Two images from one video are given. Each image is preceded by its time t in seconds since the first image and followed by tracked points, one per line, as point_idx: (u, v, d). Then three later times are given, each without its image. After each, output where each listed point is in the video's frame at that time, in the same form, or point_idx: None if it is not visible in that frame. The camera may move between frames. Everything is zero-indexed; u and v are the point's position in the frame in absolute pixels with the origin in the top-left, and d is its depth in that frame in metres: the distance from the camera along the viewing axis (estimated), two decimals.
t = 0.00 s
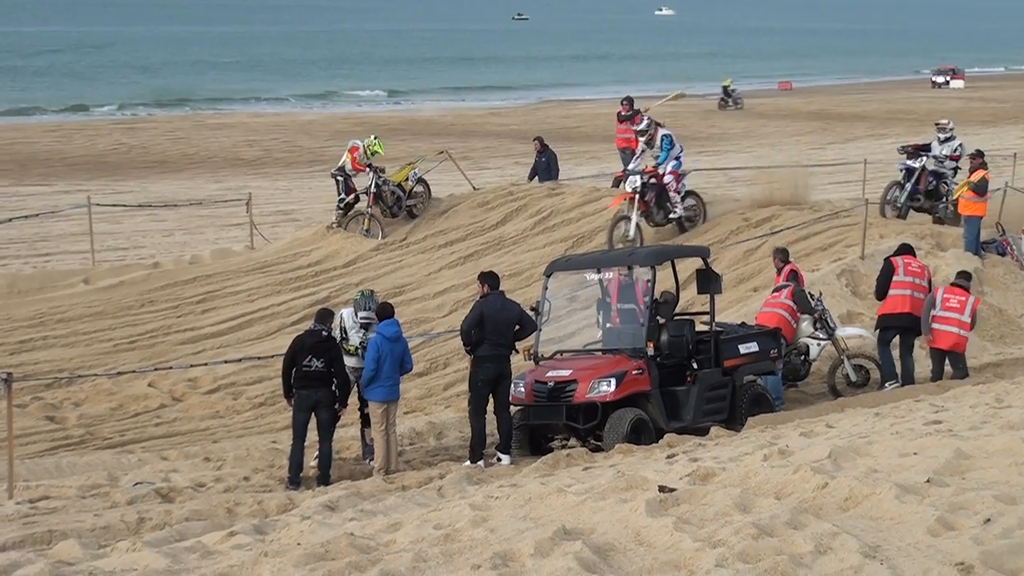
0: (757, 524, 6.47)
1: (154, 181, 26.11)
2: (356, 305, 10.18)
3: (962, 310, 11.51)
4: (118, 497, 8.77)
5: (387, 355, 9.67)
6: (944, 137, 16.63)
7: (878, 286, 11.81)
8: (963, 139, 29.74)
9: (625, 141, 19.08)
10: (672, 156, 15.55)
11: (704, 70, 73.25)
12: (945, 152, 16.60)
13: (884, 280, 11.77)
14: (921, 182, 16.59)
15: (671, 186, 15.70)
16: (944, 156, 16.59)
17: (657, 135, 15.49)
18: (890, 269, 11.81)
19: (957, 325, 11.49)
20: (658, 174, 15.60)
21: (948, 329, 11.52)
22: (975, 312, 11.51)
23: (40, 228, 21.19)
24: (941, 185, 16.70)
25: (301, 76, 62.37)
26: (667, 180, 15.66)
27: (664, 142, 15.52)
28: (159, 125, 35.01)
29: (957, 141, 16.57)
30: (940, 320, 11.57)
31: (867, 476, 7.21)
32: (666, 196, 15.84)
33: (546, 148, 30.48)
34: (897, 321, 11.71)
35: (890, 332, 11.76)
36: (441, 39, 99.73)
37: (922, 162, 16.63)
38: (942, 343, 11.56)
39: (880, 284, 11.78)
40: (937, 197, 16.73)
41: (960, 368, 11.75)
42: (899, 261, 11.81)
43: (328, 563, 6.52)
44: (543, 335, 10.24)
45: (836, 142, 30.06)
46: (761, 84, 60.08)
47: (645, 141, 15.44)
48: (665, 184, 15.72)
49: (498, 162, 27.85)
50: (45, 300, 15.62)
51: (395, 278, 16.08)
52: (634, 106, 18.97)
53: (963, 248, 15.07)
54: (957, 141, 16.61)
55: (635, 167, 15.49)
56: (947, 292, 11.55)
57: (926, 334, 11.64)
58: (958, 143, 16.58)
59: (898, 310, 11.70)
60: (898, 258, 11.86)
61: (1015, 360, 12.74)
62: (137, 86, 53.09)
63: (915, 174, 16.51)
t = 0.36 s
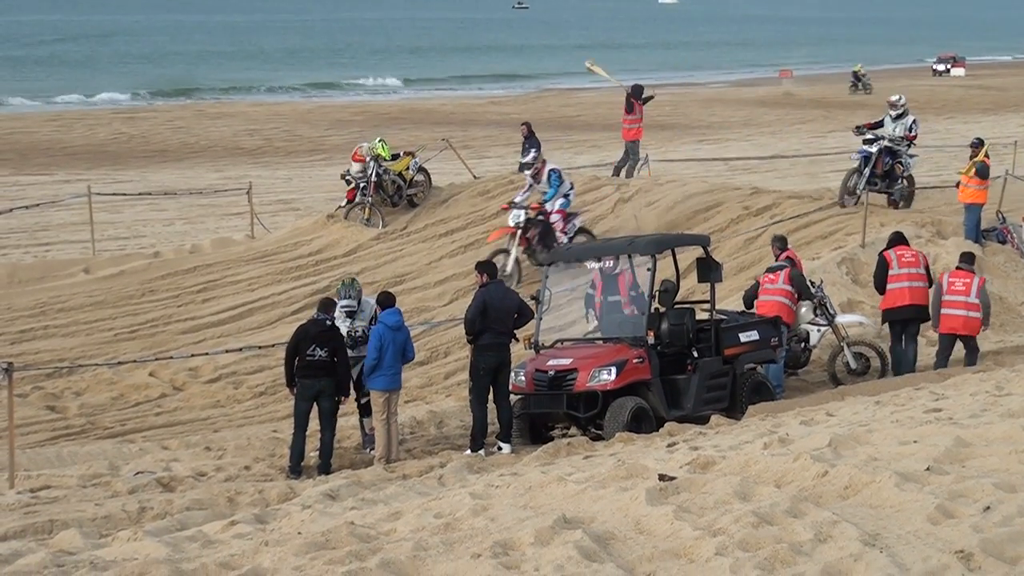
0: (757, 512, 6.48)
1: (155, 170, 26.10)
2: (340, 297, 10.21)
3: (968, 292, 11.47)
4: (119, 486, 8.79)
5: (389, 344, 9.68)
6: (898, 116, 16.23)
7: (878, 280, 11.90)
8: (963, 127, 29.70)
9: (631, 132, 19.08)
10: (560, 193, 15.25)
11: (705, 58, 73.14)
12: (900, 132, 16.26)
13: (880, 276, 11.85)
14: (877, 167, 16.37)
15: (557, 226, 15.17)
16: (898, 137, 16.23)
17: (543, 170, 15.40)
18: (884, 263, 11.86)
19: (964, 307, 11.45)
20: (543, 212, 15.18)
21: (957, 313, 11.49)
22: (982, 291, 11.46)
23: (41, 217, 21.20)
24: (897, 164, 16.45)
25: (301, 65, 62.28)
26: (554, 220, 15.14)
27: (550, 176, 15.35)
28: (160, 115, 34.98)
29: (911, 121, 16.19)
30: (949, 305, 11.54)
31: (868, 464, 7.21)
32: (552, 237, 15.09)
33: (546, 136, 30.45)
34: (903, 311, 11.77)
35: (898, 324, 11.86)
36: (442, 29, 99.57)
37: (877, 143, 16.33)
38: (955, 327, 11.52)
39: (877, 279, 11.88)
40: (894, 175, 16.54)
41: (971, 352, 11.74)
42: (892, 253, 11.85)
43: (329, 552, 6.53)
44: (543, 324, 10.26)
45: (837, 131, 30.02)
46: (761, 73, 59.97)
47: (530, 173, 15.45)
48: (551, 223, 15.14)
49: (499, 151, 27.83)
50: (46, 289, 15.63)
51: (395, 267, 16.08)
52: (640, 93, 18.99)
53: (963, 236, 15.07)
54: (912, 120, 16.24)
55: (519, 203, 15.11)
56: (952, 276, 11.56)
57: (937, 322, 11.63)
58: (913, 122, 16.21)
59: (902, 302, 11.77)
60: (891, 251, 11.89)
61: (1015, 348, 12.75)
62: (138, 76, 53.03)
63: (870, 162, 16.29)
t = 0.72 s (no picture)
0: (753, 502, 6.49)
1: (151, 160, 26.09)
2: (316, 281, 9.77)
3: (982, 279, 11.56)
4: (115, 477, 8.79)
5: (387, 333, 9.69)
6: (854, 107, 16.07)
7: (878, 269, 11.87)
8: (959, 116, 29.75)
9: (630, 119, 19.06)
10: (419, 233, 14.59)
11: (702, 47, 73.18)
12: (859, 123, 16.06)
13: (880, 264, 11.80)
14: (837, 163, 16.03)
15: (400, 262, 14.62)
16: (856, 128, 16.07)
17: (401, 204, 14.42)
18: (884, 251, 11.82)
19: (979, 293, 11.51)
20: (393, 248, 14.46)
21: (972, 299, 11.54)
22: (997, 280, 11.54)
23: (36, 208, 21.18)
24: (856, 158, 16.21)
25: (297, 56, 62.25)
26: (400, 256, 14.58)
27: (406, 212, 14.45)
28: (156, 105, 34.93)
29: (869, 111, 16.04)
30: (962, 291, 11.62)
31: (863, 453, 7.23)
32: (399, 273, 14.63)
33: (542, 126, 30.45)
34: (904, 300, 11.80)
35: (895, 313, 11.87)
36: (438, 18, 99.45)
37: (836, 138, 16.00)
38: (968, 314, 11.57)
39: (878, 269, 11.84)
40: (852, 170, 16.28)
41: (977, 344, 11.68)
42: (892, 240, 11.80)
43: (325, 542, 6.54)
44: (539, 314, 10.29)
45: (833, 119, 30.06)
46: (757, 62, 59.96)
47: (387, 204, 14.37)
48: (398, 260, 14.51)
49: (495, 140, 27.83)
50: (42, 280, 15.61)
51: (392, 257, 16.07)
52: (637, 82, 18.97)
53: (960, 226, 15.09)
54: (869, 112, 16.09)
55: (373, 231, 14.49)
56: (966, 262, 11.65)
57: (951, 307, 11.69)
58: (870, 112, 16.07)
59: (905, 290, 11.78)
60: (889, 238, 11.85)
61: (1011, 336, 12.77)
62: (133, 66, 52.96)
63: (832, 159, 15.87)
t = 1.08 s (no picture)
0: (733, 482, 6.52)
1: (131, 141, 25.94)
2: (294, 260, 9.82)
3: (979, 259, 11.76)
4: (95, 457, 8.76)
5: (362, 317, 9.65)
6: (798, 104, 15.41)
7: (876, 250, 11.75)
8: (941, 98, 29.86)
9: (619, 102, 18.97)
10: (238, 258, 13.16)
11: (684, 30, 73.13)
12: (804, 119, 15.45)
13: (883, 245, 11.68)
14: (785, 163, 15.52)
15: (213, 287, 12.95)
16: (800, 125, 15.44)
17: (224, 227, 13.10)
18: (886, 231, 11.69)
19: (977, 273, 11.71)
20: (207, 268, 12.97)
21: (970, 279, 11.73)
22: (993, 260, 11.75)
23: (16, 189, 21.04)
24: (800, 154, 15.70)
25: (279, 37, 61.93)
26: (212, 279, 12.98)
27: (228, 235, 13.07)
28: (136, 86, 34.72)
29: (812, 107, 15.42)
30: (959, 272, 11.81)
31: (843, 434, 7.26)
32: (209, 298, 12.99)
33: (525, 108, 30.40)
34: (899, 282, 11.80)
35: (886, 293, 11.85)
36: None
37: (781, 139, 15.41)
38: (966, 295, 11.78)
39: (878, 250, 11.72)
40: (797, 164, 15.83)
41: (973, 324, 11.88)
42: (894, 221, 11.70)
43: (305, 522, 6.54)
44: (521, 295, 10.28)
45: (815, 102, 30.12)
46: (740, 45, 60.02)
47: (207, 227, 13.03)
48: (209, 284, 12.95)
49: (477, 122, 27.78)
50: (21, 261, 15.52)
51: (374, 238, 16.04)
52: (627, 65, 18.88)
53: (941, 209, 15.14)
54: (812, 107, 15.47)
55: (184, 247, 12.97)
56: (963, 244, 11.83)
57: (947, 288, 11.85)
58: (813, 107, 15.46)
59: (902, 272, 11.77)
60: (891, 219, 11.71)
61: (990, 319, 12.84)
62: (113, 48, 52.63)
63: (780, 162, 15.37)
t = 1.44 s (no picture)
0: (711, 467, 6.54)
1: (108, 126, 25.78)
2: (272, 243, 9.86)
3: (973, 240, 11.85)
4: (72, 443, 8.72)
5: (331, 303, 9.66)
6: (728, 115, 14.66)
7: (868, 233, 11.68)
8: (919, 85, 29.99)
9: (608, 86, 19.04)
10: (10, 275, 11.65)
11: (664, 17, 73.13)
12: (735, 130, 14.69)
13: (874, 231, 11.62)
14: (718, 178, 14.69)
15: None
16: (732, 137, 14.67)
17: None
18: (880, 216, 11.62)
19: (971, 255, 11.83)
20: None
21: (963, 260, 11.85)
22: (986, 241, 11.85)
23: None
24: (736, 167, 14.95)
25: (259, 23, 61.62)
26: None
27: None
28: (113, 71, 34.48)
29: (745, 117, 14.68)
30: (951, 253, 11.92)
31: (820, 420, 7.30)
32: None
33: (505, 94, 30.35)
34: (888, 265, 11.79)
35: (873, 276, 11.87)
36: None
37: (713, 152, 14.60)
38: (958, 275, 11.92)
39: (871, 233, 11.66)
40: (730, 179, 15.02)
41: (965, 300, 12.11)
42: (888, 205, 11.63)
43: (284, 508, 6.52)
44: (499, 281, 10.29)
45: (794, 88, 30.19)
46: (719, 31, 60.05)
47: None
48: None
49: (457, 108, 27.72)
50: None
51: (353, 224, 16.00)
52: (617, 50, 18.89)
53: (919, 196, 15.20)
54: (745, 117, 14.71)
55: None
56: (957, 225, 11.88)
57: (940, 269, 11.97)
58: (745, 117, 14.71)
59: (891, 256, 11.77)
60: (885, 202, 11.65)
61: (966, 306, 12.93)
62: (90, 32, 52.26)
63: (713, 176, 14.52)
